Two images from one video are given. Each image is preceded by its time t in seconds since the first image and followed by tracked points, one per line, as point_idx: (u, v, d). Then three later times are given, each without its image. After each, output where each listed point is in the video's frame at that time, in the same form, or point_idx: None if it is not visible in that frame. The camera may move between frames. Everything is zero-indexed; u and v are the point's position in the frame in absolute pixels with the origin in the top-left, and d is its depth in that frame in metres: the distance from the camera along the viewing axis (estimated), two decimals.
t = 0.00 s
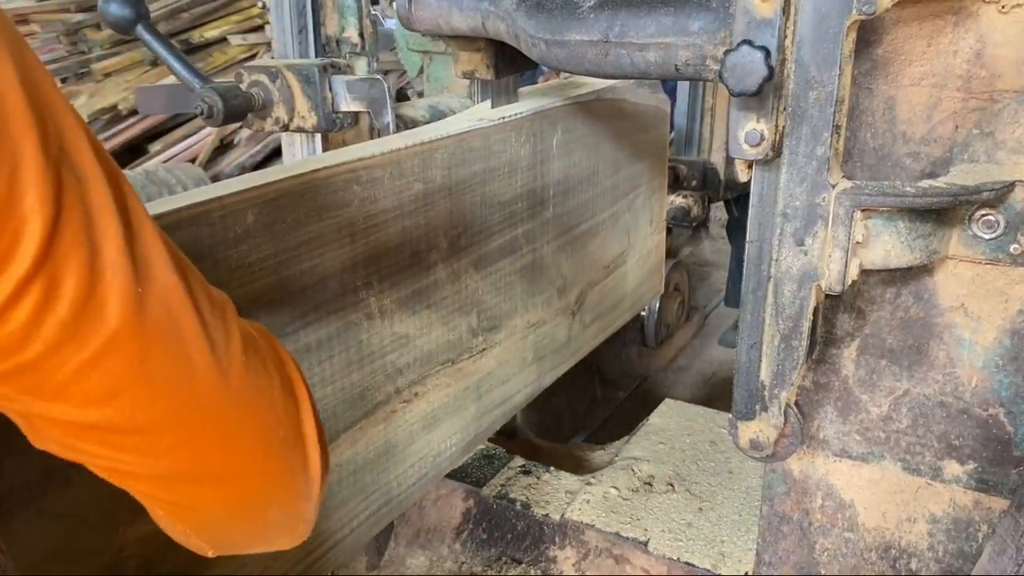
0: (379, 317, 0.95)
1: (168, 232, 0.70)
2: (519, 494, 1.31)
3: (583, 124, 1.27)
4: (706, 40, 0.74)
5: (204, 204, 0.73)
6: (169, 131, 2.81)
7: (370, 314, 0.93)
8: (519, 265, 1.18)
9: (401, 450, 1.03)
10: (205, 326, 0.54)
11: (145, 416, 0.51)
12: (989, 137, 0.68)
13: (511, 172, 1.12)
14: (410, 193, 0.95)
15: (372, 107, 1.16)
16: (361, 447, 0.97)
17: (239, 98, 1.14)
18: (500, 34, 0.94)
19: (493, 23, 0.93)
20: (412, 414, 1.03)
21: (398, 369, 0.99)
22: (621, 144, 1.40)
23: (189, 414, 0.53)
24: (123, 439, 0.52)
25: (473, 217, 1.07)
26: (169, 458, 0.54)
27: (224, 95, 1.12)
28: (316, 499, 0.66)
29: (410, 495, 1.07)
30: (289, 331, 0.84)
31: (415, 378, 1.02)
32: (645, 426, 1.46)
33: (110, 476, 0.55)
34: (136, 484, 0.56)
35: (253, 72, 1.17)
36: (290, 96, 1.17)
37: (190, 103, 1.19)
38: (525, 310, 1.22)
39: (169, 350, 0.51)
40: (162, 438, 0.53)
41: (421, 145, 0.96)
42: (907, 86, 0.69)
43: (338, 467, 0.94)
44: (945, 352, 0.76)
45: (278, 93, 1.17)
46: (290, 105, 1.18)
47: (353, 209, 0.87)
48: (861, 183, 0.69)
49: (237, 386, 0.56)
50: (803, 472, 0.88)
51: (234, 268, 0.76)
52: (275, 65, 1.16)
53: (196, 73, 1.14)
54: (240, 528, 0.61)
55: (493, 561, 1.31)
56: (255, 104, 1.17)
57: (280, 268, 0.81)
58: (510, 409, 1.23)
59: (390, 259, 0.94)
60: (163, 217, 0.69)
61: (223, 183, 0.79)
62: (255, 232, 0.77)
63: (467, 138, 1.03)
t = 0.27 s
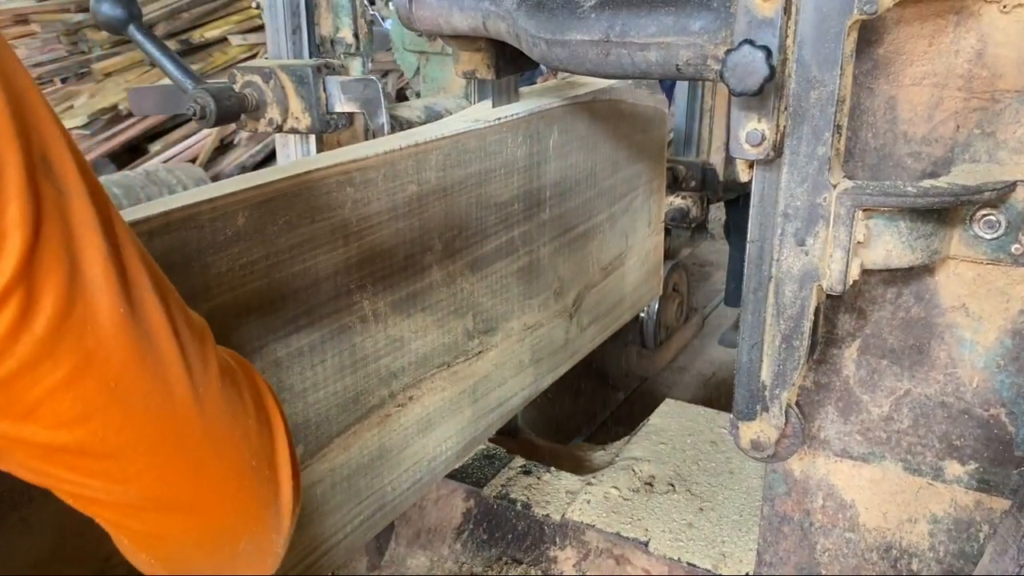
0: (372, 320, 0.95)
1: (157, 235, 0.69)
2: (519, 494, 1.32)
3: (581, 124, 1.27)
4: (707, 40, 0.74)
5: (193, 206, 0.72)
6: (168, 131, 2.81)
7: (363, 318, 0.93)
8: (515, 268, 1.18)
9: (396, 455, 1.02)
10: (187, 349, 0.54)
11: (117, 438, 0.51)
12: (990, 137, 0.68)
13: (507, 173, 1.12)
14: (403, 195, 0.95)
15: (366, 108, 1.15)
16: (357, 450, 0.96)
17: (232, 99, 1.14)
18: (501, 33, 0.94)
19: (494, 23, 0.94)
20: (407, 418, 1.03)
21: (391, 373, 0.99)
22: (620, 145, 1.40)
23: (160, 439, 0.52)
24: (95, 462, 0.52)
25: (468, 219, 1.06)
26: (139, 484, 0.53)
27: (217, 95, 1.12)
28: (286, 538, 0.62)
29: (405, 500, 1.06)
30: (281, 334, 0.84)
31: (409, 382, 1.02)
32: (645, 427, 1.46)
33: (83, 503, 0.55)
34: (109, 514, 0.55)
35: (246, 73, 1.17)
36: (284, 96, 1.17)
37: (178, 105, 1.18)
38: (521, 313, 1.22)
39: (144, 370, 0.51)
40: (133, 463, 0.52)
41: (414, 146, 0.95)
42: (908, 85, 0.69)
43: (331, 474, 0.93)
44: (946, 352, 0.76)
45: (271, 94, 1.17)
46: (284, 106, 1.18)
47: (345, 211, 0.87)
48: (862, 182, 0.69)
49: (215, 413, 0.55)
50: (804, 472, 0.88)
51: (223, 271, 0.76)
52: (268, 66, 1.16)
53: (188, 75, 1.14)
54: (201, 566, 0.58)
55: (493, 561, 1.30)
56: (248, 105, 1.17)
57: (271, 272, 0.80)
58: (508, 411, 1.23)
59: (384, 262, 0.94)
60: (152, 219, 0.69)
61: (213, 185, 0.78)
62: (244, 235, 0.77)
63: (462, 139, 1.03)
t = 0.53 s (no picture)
0: (370, 322, 0.95)
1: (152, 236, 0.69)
2: (522, 493, 1.32)
3: (581, 125, 1.27)
4: (710, 39, 0.74)
5: (188, 207, 0.73)
6: (169, 131, 2.81)
7: (360, 320, 0.93)
8: (514, 268, 1.18)
9: (395, 455, 1.03)
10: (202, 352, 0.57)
11: (131, 435, 0.54)
12: (994, 136, 0.68)
13: (506, 174, 1.12)
14: (400, 197, 0.95)
15: (363, 108, 1.15)
16: (356, 452, 0.97)
17: (228, 100, 1.14)
18: (504, 33, 0.94)
19: (497, 22, 0.94)
20: (406, 419, 1.03)
21: (389, 375, 0.99)
22: (621, 145, 1.40)
23: (173, 439, 0.55)
24: (110, 460, 0.54)
25: (466, 220, 1.06)
26: (152, 483, 0.56)
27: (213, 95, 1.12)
28: (293, 543, 0.64)
29: (403, 503, 1.06)
30: (279, 336, 0.84)
31: (408, 384, 1.02)
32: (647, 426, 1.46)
33: (101, 504, 0.57)
34: (123, 514, 0.57)
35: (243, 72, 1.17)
36: (281, 95, 1.16)
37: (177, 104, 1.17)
38: (520, 314, 1.22)
39: (157, 371, 0.53)
40: (147, 462, 0.55)
41: (411, 147, 0.95)
42: (911, 85, 0.69)
43: (328, 476, 0.93)
44: (948, 351, 0.76)
45: (269, 93, 1.17)
46: (280, 106, 1.17)
47: (342, 213, 0.87)
48: (865, 182, 0.69)
49: (227, 415, 0.57)
50: (806, 471, 0.88)
51: (219, 273, 0.76)
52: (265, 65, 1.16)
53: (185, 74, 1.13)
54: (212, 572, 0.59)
55: (496, 560, 1.30)
56: (245, 105, 1.17)
57: (267, 273, 0.80)
58: (507, 413, 1.23)
59: (381, 263, 0.94)
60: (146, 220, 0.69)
61: (209, 186, 0.79)
62: (239, 236, 0.77)
63: (460, 140, 1.03)
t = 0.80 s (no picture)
0: (368, 323, 0.95)
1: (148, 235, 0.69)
2: (523, 492, 1.32)
3: (581, 125, 1.27)
4: (712, 38, 0.74)
5: (185, 207, 0.73)
6: (169, 131, 2.81)
7: (358, 321, 0.93)
8: (514, 268, 1.18)
9: (394, 455, 1.03)
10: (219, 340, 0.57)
11: (154, 428, 0.54)
12: (995, 134, 0.68)
13: (505, 174, 1.12)
14: (399, 197, 0.95)
15: (362, 108, 1.15)
16: (355, 452, 0.97)
17: (227, 99, 1.13)
18: (506, 32, 0.95)
19: (499, 21, 0.94)
20: (405, 420, 1.03)
21: (388, 376, 0.99)
22: (621, 145, 1.40)
23: (195, 431, 0.56)
24: (131, 451, 0.55)
25: (465, 220, 1.06)
26: (174, 473, 0.57)
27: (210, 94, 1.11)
28: (310, 523, 0.68)
29: (402, 502, 1.06)
30: (278, 336, 0.84)
31: (407, 384, 1.02)
32: (649, 425, 1.46)
33: (117, 492, 0.58)
34: (142, 501, 0.59)
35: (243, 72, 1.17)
36: (280, 95, 1.16)
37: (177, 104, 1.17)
38: (520, 314, 1.22)
39: (181, 365, 0.54)
40: (169, 454, 0.56)
41: (410, 147, 0.96)
42: (912, 84, 0.70)
43: (328, 476, 0.93)
44: (949, 350, 0.76)
45: (268, 93, 1.17)
46: (279, 106, 1.17)
47: (340, 213, 0.87)
48: (866, 180, 0.69)
49: (244, 405, 0.59)
50: (807, 470, 0.88)
51: (216, 273, 0.76)
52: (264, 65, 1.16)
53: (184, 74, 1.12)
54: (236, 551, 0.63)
55: (498, 559, 1.31)
56: (244, 105, 1.17)
57: (265, 274, 0.80)
58: (506, 413, 1.24)
59: (380, 263, 0.94)
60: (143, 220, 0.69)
61: (206, 185, 0.79)
62: (236, 237, 0.77)
63: (459, 140, 1.03)
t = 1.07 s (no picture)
0: (366, 324, 0.95)
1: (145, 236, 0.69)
2: (523, 491, 1.32)
3: (579, 127, 1.27)
4: (710, 39, 0.74)
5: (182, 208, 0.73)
6: (170, 131, 2.82)
7: (356, 322, 0.94)
8: (512, 269, 1.19)
9: (392, 455, 1.03)
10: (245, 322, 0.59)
11: (185, 407, 0.56)
12: (993, 135, 0.68)
13: (503, 174, 1.12)
14: (398, 197, 0.95)
15: (361, 109, 1.15)
16: (353, 452, 0.97)
17: (225, 100, 1.13)
18: (505, 32, 0.95)
19: (499, 22, 0.94)
20: (403, 420, 1.04)
21: (386, 377, 1.00)
22: (620, 146, 1.41)
23: (224, 410, 0.58)
24: (162, 429, 0.57)
25: (463, 220, 1.07)
26: (204, 452, 0.59)
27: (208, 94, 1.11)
28: (332, 501, 0.71)
29: (400, 503, 1.07)
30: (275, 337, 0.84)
31: (404, 386, 1.03)
32: (649, 425, 1.46)
33: (146, 468, 0.60)
34: (169, 478, 0.61)
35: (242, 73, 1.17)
36: (279, 96, 1.17)
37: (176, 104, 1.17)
38: (518, 315, 1.22)
39: (209, 345, 0.56)
40: (198, 433, 0.58)
41: (409, 148, 0.96)
42: (911, 84, 0.70)
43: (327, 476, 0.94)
44: (948, 350, 0.77)
45: (267, 94, 1.17)
46: (278, 107, 1.17)
47: (338, 214, 0.88)
48: (864, 181, 0.69)
49: (269, 385, 0.61)
50: (806, 470, 0.88)
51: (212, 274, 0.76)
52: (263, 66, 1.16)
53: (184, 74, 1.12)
54: (263, 526, 0.66)
55: (498, 558, 1.32)
56: (242, 105, 1.17)
57: (262, 274, 0.80)
58: (504, 414, 1.24)
59: (378, 263, 0.94)
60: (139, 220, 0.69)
61: (204, 186, 0.79)
62: (233, 238, 0.77)
63: (457, 141, 1.03)
